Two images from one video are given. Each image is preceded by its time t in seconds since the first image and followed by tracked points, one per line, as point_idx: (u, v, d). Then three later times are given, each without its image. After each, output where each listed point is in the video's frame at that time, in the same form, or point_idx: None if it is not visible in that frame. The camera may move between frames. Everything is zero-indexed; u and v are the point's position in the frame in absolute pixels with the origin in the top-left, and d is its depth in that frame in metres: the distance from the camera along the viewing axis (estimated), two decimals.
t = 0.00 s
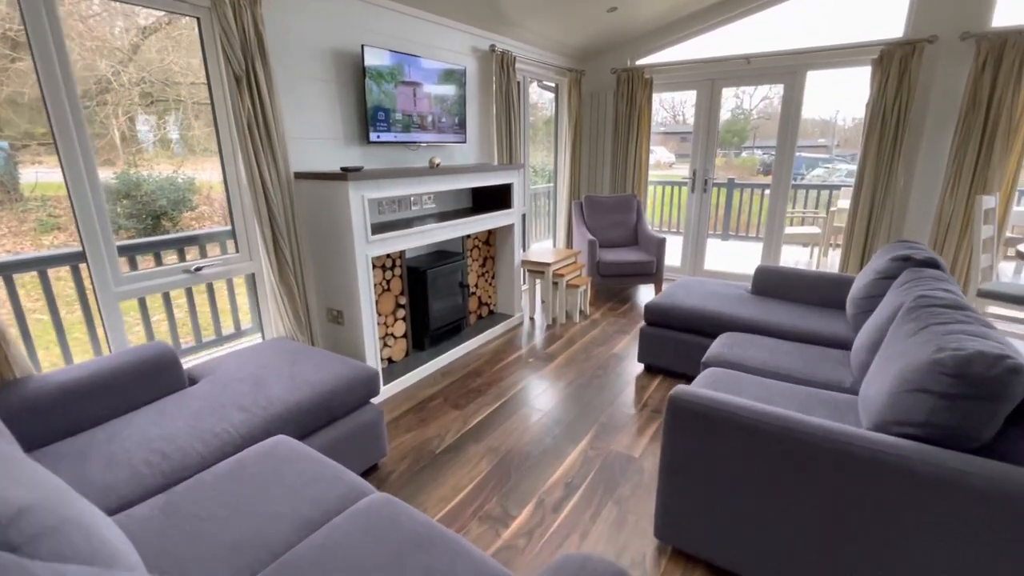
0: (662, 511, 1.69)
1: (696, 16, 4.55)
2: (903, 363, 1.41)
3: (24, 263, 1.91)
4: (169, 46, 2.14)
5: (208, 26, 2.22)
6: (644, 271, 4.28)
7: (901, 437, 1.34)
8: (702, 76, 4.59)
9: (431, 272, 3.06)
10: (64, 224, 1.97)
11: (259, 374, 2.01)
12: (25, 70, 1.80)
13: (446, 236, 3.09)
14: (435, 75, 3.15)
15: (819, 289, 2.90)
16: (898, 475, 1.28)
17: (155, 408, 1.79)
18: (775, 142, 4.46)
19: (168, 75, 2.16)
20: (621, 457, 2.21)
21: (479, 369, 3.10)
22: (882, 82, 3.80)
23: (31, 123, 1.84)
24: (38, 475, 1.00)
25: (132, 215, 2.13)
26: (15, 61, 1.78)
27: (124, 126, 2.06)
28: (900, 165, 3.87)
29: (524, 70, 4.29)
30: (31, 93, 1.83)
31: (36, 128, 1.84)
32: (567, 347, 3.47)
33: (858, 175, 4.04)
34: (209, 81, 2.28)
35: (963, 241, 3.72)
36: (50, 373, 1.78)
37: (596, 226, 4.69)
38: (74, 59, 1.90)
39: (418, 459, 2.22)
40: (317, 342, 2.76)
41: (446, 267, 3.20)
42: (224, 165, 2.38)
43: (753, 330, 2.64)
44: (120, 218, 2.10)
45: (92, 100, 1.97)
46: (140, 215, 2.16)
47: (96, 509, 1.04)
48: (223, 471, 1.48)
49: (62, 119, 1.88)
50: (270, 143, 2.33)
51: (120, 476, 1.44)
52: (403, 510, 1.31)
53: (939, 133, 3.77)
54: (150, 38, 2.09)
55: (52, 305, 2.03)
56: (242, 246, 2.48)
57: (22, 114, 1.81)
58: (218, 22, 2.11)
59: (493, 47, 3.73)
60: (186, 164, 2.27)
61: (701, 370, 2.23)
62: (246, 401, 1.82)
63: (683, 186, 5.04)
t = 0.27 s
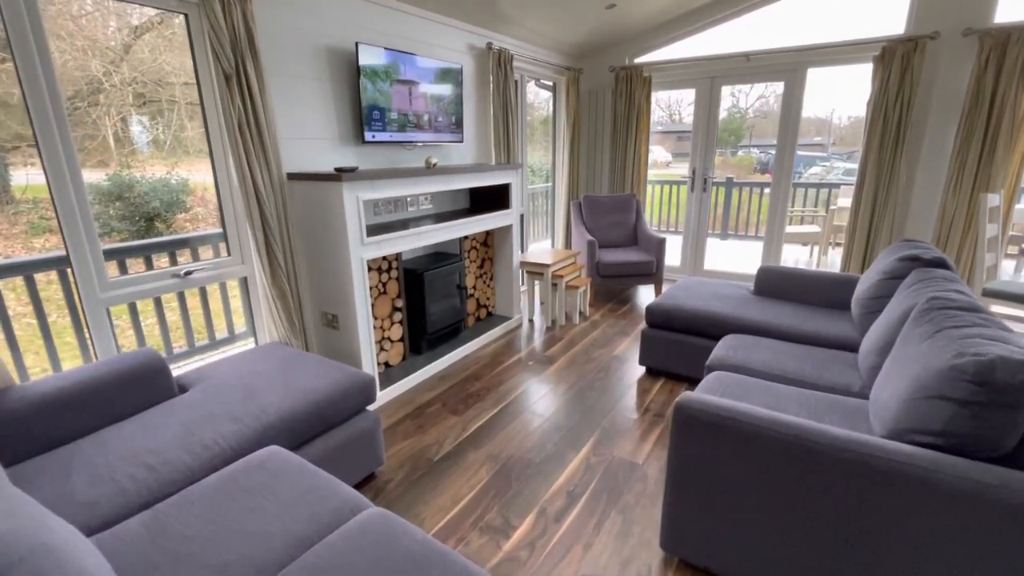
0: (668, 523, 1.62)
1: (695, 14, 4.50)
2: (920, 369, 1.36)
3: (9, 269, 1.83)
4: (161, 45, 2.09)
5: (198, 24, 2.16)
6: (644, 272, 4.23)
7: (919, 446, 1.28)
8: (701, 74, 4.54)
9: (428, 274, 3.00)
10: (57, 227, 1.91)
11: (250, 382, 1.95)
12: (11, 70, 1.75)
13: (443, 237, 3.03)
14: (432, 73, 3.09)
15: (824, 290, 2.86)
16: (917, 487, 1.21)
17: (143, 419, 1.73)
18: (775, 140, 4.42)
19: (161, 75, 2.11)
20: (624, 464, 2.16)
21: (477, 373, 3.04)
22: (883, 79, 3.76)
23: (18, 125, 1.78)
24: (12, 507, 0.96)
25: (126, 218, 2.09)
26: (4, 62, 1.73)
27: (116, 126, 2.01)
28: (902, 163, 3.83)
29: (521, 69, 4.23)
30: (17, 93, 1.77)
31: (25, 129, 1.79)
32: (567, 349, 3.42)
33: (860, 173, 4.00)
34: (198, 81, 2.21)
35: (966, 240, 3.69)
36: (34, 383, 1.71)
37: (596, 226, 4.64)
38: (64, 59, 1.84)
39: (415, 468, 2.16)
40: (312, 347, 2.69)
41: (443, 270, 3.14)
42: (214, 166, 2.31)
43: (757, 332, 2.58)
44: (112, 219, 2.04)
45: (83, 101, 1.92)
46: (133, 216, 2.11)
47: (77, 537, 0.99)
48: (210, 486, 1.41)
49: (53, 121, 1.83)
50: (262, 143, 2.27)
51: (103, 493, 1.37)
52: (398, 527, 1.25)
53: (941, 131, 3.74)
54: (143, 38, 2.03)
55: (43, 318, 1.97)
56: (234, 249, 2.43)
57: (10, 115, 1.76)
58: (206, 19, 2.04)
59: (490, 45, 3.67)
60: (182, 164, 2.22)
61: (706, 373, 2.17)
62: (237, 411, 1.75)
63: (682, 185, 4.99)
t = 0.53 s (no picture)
0: (670, 529, 1.58)
1: (695, 10, 4.45)
2: (928, 370, 1.32)
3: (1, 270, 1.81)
4: (158, 44, 2.07)
5: (188, 20, 2.12)
6: (644, 271, 4.19)
7: (927, 450, 1.25)
8: (701, 71, 4.50)
9: (425, 274, 2.96)
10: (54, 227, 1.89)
11: (243, 385, 1.91)
12: None
13: (441, 237, 2.99)
14: (428, 70, 3.04)
15: (826, 289, 2.82)
16: (929, 494, 1.17)
17: (133, 424, 1.69)
18: (775, 138, 4.38)
19: (157, 74, 2.09)
20: (625, 467, 2.12)
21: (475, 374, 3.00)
22: (885, 76, 3.72)
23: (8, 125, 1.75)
24: None
25: (122, 216, 2.06)
26: None
27: (115, 125, 1.99)
28: (904, 161, 3.79)
29: (520, 66, 4.19)
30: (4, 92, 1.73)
31: (20, 127, 1.76)
32: (566, 349, 3.38)
33: (862, 170, 3.96)
34: (188, 78, 2.16)
35: (969, 238, 3.66)
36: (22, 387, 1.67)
37: (595, 225, 4.60)
38: (60, 58, 1.83)
39: (412, 472, 2.12)
40: (307, 349, 2.66)
41: (441, 269, 3.10)
42: (207, 165, 2.27)
43: (759, 331, 2.55)
44: (108, 219, 2.02)
45: (80, 100, 1.90)
46: (129, 216, 2.09)
47: (58, 550, 0.96)
48: (200, 493, 1.37)
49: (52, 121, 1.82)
50: (255, 142, 2.23)
51: (89, 501, 1.33)
52: (390, 532, 1.23)
53: (944, 128, 3.70)
54: (139, 36, 2.01)
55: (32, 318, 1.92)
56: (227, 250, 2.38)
57: (5, 114, 1.75)
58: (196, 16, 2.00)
59: (488, 42, 3.63)
60: (179, 164, 2.20)
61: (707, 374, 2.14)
62: (229, 414, 1.71)
63: (682, 183, 4.95)
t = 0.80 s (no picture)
0: (667, 538, 1.55)
1: (696, 10, 4.42)
2: (933, 377, 1.28)
3: None
4: (158, 45, 2.06)
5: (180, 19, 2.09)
6: (644, 272, 4.16)
7: (932, 459, 1.21)
8: (702, 71, 4.46)
9: (422, 276, 2.93)
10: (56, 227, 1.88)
11: (234, 389, 1.88)
12: None
13: (438, 238, 2.96)
14: (425, 70, 3.01)
15: (828, 291, 2.78)
16: (934, 505, 1.13)
17: (121, 428, 1.66)
18: (776, 138, 4.33)
19: (156, 75, 2.08)
20: (623, 472, 2.08)
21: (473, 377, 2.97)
22: (889, 75, 3.68)
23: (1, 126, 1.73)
24: None
25: (125, 211, 2.06)
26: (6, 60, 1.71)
27: (117, 125, 1.99)
28: (908, 161, 3.75)
29: (519, 66, 4.16)
30: None
31: (9, 127, 1.74)
32: (565, 352, 3.34)
33: (864, 170, 3.91)
34: (179, 77, 2.14)
35: (974, 239, 3.61)
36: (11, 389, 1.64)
37: (595, 226, 4.57)
38: (61, 59, 1.83)
39: (406, 477, 2.09)
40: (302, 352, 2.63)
41: (438, 271, 3.07)
42: (199, 166, 2.23)
43: (760, 334, 2.51)
44: (108, 221, 2.02)
45: (81, 101, 1.90)
46: (129, 217, 2.08)
47: (32, 563, 0.93)
48: (185, 500, 1.34)
49: (54, 122, 1.83)
50: (248, 143, 2.20)
51: (73, 508, 1.31)
52: (379, 545, 1.19)
53: (948, 127, 3.65)
54: (139, 37, 2.00)
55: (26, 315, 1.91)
56: (222, 251, 2.35)
57: None
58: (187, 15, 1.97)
59: (486, 41, 3.60)
60: (180, 164, 2.19)
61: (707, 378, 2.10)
62: (218, 419, 1.69)
63: (684, 184, 4.91)
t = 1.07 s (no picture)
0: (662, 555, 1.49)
1: (699, 9, 4.36)
2: (940, 391, 1.23)
3: None
4: (161, 47, 2.07)
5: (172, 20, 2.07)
6: (646, 275, 4.10)
7: (939, 478, 1.15)
8: (706, 72, 4.41)
9: (419, 280, 2.89)
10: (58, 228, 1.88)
11: (223, 396, 1.85)
12: None
13: (435, 241, 2.92)
14: (423, 72, 2.97)
15: (833, 297, 2.72)
16: (939, 528, 1.07)
17: (105, 437, 1.63)
18: (781, 139, 4.27)
19: (158, 77, 2.09)
20: (619, 483, 2.03)
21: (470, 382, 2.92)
22: (896, 76, 3.61)
23: None
24: None
25: (127, 215, 2.07)
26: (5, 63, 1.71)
27: (121, 126, 2.01)
28: (915, 162, 3.67)
29: (520, 67, 4.12)
30: None
31: None
32: (565, 357, 3.29)
33: (871, 173, 3.84)
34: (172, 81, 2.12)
35: (984, 242, 3.53)
36: None
37: (596, 229, 4.51)
38: (66, 61, 1.85)
39: (398, 486, 2.05)
40: (297, 357, 2.60)
41: (435, 275, 3.03)
42: (191, 169, 2.22)
43: (762, 341, 2.45)
44: (111, 223, 2.03)
45: (85, 102, 1.92)
46: (133, 219, 2.09)
47: None
48: (164, 513, 1.31)
49: (59, 123, 1.85)
50: (239, 146, 2.17)
51: (50, 521, 1.28)
52: (360, 564, 1.15)
53: (957, 129, 3.58)
54: (142, 40, 2.02)
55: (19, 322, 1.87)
56: (214, 255, 2.33)
57: None
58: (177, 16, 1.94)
59: (486, 42, 3.56)
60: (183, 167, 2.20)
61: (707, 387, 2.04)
62: (204, 428, 1.65)
63: (687, 185, 4.84)
